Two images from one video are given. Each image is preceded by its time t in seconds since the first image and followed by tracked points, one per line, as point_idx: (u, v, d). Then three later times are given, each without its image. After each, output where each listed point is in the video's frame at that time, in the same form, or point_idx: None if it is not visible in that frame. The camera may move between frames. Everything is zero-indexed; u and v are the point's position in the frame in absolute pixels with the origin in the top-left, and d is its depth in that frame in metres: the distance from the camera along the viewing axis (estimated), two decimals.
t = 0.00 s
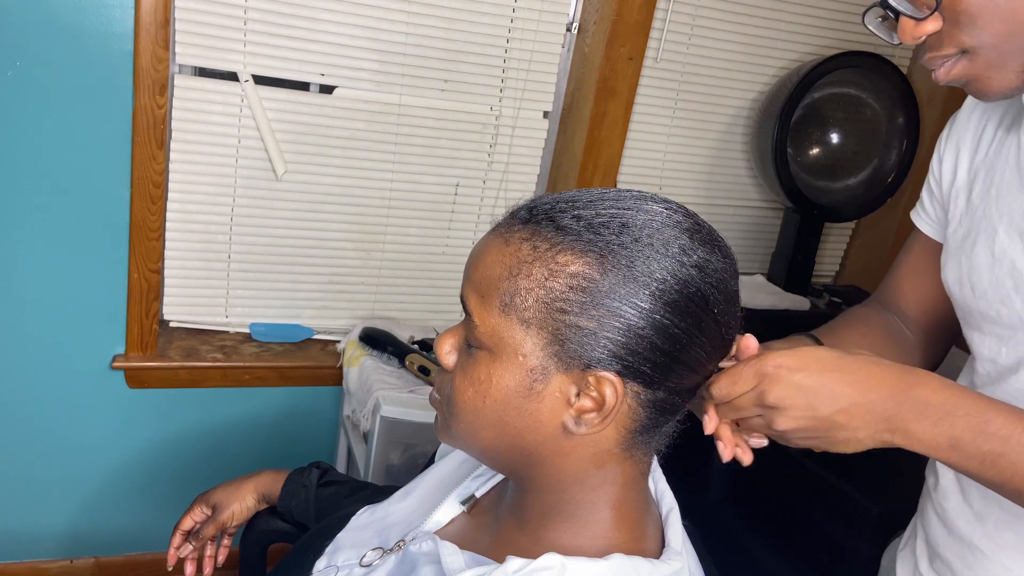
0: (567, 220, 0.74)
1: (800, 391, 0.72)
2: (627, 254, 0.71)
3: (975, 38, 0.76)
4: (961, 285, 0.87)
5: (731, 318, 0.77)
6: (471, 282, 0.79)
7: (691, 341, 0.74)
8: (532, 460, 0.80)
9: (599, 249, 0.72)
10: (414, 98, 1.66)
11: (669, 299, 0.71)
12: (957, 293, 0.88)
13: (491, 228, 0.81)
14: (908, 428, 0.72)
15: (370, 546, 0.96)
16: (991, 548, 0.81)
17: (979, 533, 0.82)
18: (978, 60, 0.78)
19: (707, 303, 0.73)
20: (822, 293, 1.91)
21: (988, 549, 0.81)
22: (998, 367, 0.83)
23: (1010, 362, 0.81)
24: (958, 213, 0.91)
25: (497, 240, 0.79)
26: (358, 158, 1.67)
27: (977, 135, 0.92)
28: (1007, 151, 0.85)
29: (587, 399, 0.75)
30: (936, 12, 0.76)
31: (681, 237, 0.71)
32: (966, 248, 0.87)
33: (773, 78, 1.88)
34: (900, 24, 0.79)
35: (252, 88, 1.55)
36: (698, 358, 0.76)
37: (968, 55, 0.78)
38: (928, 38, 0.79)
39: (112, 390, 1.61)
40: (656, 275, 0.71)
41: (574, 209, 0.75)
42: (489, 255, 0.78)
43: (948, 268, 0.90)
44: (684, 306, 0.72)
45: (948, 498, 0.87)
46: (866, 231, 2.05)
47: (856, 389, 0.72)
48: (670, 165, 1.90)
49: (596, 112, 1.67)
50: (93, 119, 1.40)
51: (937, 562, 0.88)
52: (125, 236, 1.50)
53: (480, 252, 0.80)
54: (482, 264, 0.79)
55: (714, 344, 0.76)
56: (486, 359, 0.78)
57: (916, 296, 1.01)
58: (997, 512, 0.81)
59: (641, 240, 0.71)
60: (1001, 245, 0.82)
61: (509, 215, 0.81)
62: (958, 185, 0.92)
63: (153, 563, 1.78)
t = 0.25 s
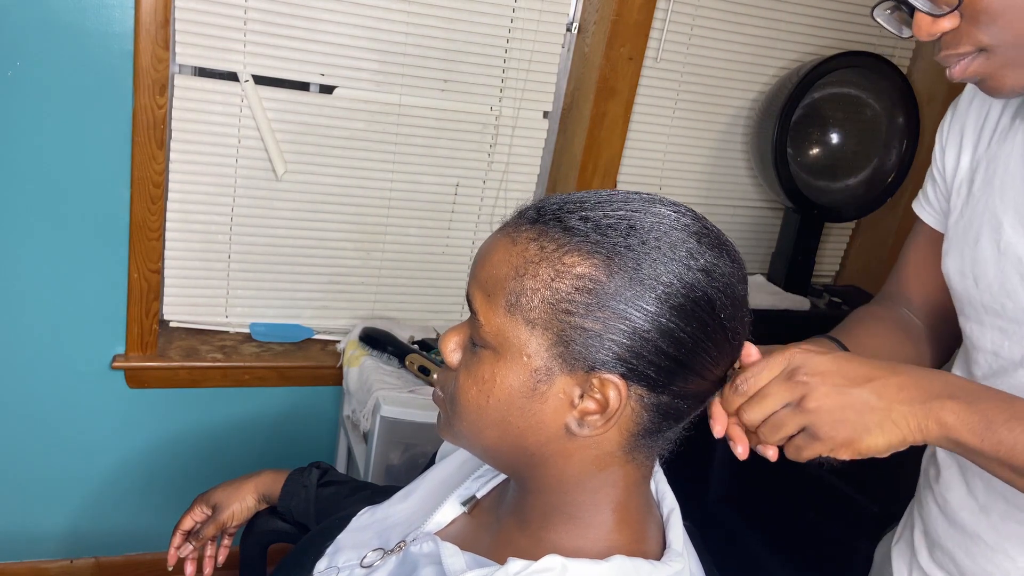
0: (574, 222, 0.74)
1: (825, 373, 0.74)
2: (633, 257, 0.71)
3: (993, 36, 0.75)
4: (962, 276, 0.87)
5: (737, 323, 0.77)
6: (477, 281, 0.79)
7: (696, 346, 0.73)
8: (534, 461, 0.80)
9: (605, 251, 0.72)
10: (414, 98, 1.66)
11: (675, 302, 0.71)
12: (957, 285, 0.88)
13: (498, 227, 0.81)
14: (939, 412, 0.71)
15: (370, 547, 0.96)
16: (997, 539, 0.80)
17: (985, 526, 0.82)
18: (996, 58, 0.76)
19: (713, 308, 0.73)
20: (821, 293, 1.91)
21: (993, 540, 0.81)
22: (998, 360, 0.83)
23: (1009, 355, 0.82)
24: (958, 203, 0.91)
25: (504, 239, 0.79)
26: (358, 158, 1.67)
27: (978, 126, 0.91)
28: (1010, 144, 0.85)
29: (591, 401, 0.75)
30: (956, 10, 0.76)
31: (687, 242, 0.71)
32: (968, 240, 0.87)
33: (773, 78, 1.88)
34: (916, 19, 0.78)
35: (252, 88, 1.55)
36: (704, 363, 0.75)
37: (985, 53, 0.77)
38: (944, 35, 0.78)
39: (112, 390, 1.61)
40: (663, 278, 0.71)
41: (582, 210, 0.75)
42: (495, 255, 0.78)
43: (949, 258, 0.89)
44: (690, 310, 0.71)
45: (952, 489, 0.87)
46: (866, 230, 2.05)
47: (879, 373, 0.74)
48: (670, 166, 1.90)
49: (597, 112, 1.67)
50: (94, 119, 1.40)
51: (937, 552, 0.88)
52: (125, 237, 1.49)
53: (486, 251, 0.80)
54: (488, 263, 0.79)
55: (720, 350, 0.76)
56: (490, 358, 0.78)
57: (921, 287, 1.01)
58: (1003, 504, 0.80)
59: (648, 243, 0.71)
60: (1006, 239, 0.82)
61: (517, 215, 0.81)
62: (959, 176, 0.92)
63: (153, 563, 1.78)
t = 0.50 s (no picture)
0: (566, 222, 0.74)
1: (834, 374, 0.76)
2: (625, 257, 0.71)
3: (1014, 37, 0.74)
4: (972, 276, 0.86)
5: (731, 322, 0.77)
6: (470, 283, 0.79)
7: (691, 346, 0.73)
8: (531, 462, 0.80)
9: (597, 251, 0.72)
10: (413, 97, 1.66)
11: (668, 301, 0.71)
12: (965, 285, 0.88)
13: (491, 228, 0.81)
14: (953, 407, 0.71)
15: (370, 548, 0.96)
16: (1011, 545, 0.80)
17: (999, 531, 0.82)
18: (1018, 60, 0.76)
19: (707, 307, 0.72)
20: (821, 293, 1.92)
21: (1007, 545, 0.81)
22: (1005, 359, 0.83)
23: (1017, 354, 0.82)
24: (968, 202, 0.90)
25: (496, 241, 0.79)
26: (358, 158, 1.67)
27: (989, 126, 0.91)
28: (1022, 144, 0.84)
29: (586, 401, 0.75)
30: (978, 13, 0.75)
31: (680, 241, 0.71)
32: (979, 239, 0.86)
33: (773, 79, 1.88)
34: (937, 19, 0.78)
35: (252, 88, 1.55)
36: (699, 363, 0.75)
37: (1006, 56, 0.76)
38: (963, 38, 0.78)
39: (112, 390, 1.61)
40: (655, 278, 0.71)
41: (573, 210, 0.75)
42: (488, 256, 0.78)
43: (958, 257, 0.89)
44: (683, 309, 0.71)
45: (964, 493, 0.86)
46: (867, 230, 2.05)
47: (890, 372, 0.75)
48: (670, 166, 1.90)
49: (597, 112, 1.67)
50: (94, 120, 1.40)
51: (949, 556, 0.88)
52: (125, 237, 1.50)
53: (479, 253, 0.80)
54: (481, 264, 0.79)
55: (715, 349, 0.76)
56: (484, 360, 0.78)
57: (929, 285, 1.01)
58: (1018, 511, 0.80)
59: (639, 242, 0.71)
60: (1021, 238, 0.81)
61: (509, 216, 0.81)
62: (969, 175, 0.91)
63: (153, 563, 1.78)
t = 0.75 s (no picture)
0: (554, 222, 0.74)
1: (897, 423, 0.63)
2: (614, 254, 0.71)
3: None
4: (991, 280, 0.85)
5: (720, 316, 0.77)
6: (461, 286, 0.79)
7: (683, 342, 0.73)
8: (527, 462, 0.80)
9: (586, 250, 0.72)
10: (413, 97, 1.66)
11: (659, 298, 0.71)
12: (984, 290, 0.86)
13: (479, 231, 0.81)
14: (983, 471, 0.67)
15: (370, 548, 0.96)
16: (1010, 555, 0.80)
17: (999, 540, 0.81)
18: None
19: (697, 302, 0.73)
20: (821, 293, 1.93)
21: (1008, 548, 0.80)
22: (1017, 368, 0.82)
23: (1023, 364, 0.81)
24: (994, 203, 0.89)
25: (485, 243, 0.78)
26: (358, 158, 1.67)
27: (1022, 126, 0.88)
28: None
29: (580, 400, 0.75)
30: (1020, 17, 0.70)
31: (668, 236, 0.71)
32: (999, 242, 0.85)
33: (773, 79, 1.88)
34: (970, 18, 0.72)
35: (252, 88, 1.55)
36: (691, 359, 0.75)
37: None
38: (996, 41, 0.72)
39: (112, 390, 1.61)
40: (645, 274, 0.71)
41: (561, 210, 0.75)
42: (477, 259, 0.78)
43: (978, 261, 0.87)
44: (674, 305, 0.71)
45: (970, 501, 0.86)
46: (866, 230, 2.05)
47: (943, 426, 0.65)
48: (670, 166, 1.90)
49: (597, 112, 1.67)
50: (94, 120, 1.41)
51: (955, 563, 0.88)
52: (125, 237, 1.50)
53: (468, 256, 0.80)
54: (470, 267, 0.79)
55: (707, 344, 0.76)
56: (477, 363, 0.78)
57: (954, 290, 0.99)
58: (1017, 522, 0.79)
59: (628, 240, 0.71)
60: None
61: (497, 218, 0.81)
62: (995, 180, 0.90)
63: (153, 563, 1.78)
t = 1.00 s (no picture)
0: (556, 221, 0.74)
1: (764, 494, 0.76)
2: (616, 254, 0.71)
3: None
4: None
5: (722, 314, 0.77)
6: (462, 286, 0.79)
7: (685, 341, 0.73)
8: (529, 462, 0.80)
9: (588, 249, 0.72)
10: (414, 98, 1.66)
11: (660, 297, 0.71)
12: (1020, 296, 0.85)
13: (480, 231, 0.81)
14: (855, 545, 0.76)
15: (370, 548, 0.96)
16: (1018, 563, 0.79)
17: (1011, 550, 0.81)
18: None
19: (698, 301, 0.73)
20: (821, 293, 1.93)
21: None
22: None
23: None
24: None
25: (487, 243, 0.79)
26: (358, 158, 1.67)
27: None
28: None
29: (582, 399, 0.75)
30: None
31: (669, 236, 0.71)
32: None
33: (773, 79, 1.88)
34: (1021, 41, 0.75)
35: (252, 88, 1.55)
36: (692, 358, 0.75)
37: None
38: None
39: (111, 390, 1.61)
40: (646, 273, 0.71)
41: (562, 210, 0.75)
42: (479, 259, 0.78)
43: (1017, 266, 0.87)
44: (676, 304, 0.72)
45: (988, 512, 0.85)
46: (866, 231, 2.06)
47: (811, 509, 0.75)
48: (670, 166, 1.90)
49: (597, 112, 1.67)
50: (93, 120, 1.40)
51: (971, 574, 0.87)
52: (125, 236, 1.50)
53: (469, 256, 0.80)
54: (472, 267, 0.79)
55: (708, 344, 0.76)
56: (479, 363, 0.78)
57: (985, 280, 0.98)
58: None
59: (629, 239, 0.71)
60: None
61: (498, 218, 0.81)
62: None
63: (153, 563, 1.78)
